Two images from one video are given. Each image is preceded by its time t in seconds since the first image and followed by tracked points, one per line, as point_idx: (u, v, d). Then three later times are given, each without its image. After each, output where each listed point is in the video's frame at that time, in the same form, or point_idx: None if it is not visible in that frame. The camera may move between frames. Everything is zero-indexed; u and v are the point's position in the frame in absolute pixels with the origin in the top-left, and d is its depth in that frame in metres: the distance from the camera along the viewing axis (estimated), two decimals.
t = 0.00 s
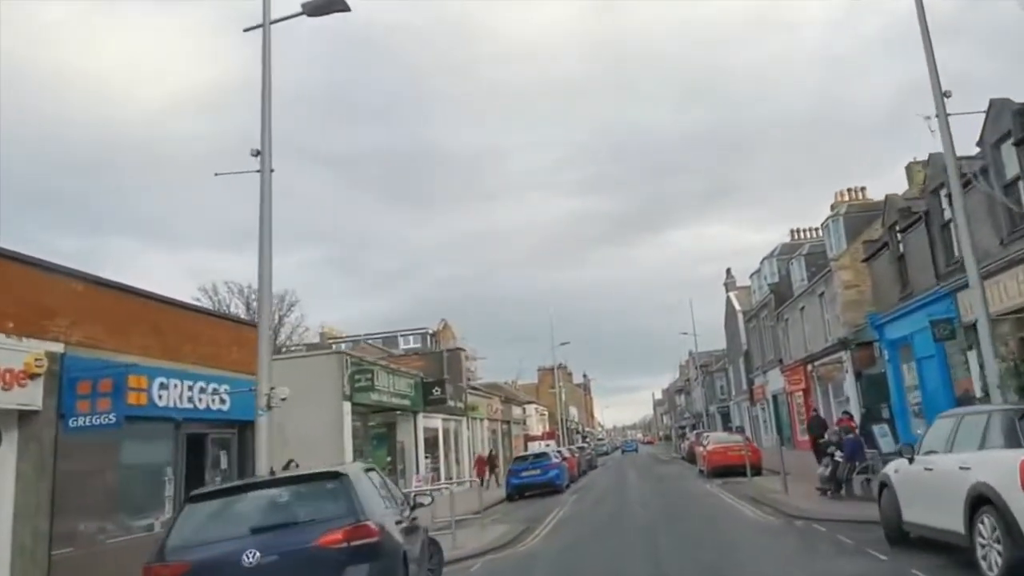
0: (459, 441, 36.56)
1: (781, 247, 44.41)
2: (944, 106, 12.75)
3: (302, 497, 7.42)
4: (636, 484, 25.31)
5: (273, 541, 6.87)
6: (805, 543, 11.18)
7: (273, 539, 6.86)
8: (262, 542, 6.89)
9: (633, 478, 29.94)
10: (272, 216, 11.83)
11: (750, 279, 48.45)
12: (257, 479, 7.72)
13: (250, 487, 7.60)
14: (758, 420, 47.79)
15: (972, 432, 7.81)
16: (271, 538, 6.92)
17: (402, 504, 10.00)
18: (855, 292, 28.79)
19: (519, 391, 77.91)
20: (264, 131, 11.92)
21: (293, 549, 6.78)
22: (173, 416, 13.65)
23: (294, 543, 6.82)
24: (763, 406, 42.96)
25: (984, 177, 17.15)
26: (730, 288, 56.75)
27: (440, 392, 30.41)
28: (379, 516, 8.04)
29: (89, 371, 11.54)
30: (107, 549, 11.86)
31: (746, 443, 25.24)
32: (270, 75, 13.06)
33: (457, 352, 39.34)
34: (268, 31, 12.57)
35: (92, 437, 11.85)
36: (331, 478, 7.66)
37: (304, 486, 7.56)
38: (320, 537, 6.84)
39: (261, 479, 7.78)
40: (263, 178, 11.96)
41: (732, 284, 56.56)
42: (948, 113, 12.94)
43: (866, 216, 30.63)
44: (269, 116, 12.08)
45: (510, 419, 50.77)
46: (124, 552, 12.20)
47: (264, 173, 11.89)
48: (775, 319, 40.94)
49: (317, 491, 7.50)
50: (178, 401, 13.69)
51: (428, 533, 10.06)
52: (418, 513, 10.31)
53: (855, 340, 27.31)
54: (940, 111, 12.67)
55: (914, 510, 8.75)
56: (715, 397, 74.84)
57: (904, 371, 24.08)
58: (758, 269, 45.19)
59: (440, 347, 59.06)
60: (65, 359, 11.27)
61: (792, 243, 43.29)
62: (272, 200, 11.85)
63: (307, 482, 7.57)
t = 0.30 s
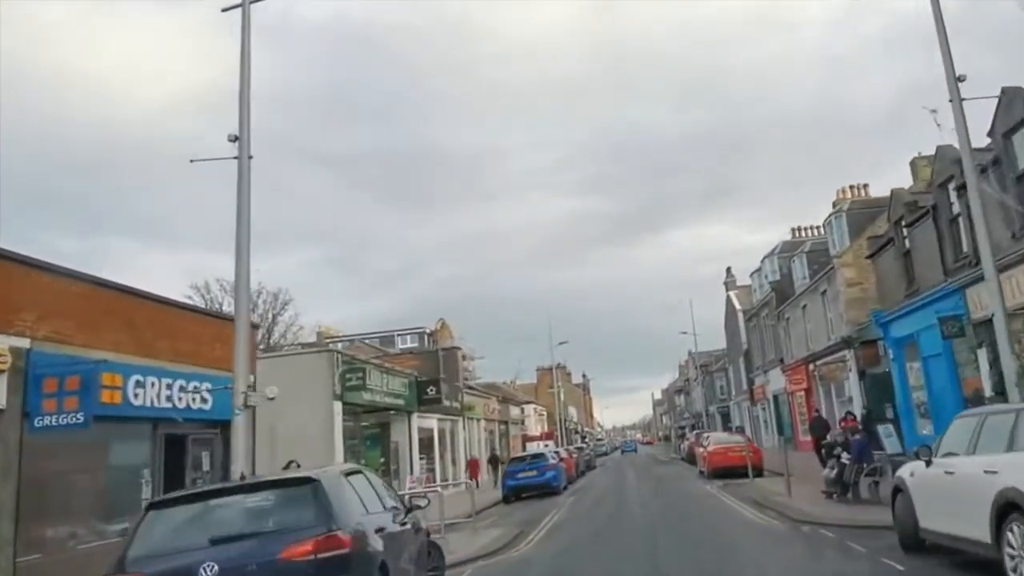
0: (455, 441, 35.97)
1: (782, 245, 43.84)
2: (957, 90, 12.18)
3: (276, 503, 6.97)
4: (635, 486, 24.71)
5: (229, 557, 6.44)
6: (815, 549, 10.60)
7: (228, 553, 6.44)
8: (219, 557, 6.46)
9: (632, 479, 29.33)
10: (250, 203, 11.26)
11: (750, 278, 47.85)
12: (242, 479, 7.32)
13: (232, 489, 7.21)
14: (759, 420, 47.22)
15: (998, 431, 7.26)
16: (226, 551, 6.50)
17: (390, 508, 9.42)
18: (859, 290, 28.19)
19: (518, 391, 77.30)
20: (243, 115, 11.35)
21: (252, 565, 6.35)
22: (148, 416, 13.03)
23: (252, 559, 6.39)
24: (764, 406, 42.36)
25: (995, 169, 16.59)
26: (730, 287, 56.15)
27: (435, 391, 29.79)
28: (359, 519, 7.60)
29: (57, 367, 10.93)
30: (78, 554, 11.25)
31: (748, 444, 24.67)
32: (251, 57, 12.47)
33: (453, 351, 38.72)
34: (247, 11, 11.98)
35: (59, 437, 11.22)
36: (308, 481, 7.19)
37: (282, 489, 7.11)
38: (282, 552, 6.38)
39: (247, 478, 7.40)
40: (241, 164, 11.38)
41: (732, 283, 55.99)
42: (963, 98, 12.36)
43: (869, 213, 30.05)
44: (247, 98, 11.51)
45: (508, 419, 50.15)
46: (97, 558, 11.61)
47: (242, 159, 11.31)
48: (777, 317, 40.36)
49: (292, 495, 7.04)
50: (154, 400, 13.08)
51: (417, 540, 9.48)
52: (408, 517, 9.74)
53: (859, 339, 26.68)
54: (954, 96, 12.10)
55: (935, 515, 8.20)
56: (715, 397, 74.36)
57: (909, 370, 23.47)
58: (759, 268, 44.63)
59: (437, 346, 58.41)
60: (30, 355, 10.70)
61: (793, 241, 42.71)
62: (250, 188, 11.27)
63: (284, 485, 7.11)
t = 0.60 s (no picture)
0: (451, 441, 35.38)
1: (783, 243, 43.26)
2: (972, 74, 11.61)
3: (247, 506, 6.47)
4: (633, 488, 24.14)
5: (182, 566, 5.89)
6: (822, 557, 10.02)
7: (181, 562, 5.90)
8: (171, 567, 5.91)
9: (630, 481, 28.71)
10: (227, 190, 10.68)
11: (751, 277, 47.26)
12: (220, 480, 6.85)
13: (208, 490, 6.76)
14: (759, 421, 46.63)
15: None
16: (180, 560, 5.95)
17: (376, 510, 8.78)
18: (862, 288, 27.61)
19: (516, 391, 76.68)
20: (219, 97, 10.77)
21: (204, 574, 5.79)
22: (117, 414, 12.38)
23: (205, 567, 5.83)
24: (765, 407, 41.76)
25: (1007, 160, 16.03)
26: (730, 286, 55.56)
27: (429, 390, 29.19)
28: (339, 526, 7.04)
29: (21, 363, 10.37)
30: (43, 558, 10.66)
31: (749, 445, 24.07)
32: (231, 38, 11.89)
33: (449, 349, 38.12)
34: None
35: (23, 435, 10.62)
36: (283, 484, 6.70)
37: (257, 490, 6.63)
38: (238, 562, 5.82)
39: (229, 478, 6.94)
40: (218, 149, 10.81)
41: (732, 283, 55.40)
42: (978, 82, 11.78)
43: (872, 210, 29.48)
44: (224, 80, 10.93)
45: (505, 419, 49.54)
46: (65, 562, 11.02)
47: (219, 143, 10.73)
48: (777, 317, 39.79)
49: (265, 498, 6.54)
50: (125, 396, 12.44)
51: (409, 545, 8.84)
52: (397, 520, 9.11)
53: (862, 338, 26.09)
54: (969, 80, 11.52)
55: (957, 522, 7.62)
56: (714, 398, 73.73)
57: (913, 370, 22.88)
58: (760, 267, 44.04)
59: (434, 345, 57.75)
60: None
61: (794, 240, 42.13)
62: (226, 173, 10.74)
63: (261, 486, 6.63)
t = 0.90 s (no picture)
0: (446, 440, 34.80)
1: (784, 241, 42.69)
2: (988, 55, 11.04)
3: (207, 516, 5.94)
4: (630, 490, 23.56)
5: None
6: (830, 564, 9.43)
7: None
8: None
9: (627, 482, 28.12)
10: (200, 174, 10.08)
11: (751, 275, 46.68)
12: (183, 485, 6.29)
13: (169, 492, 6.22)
14: (759, 422, 46.03)
15: None
16: None
17: (360, 513, 8.14)
18: (865, 286, 27.02)
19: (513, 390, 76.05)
20: (193, 77, 10.18)
21: None
22: (88, 411, 11.79)
23: None
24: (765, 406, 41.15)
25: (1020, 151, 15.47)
26: (730, 285, 55.06)
27: (423, 388, 28.61)
28: (310, 531, 6.52)
29: None
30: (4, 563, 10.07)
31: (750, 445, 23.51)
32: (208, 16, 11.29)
33: (444, 347, 37.54)
34: None
35: None
36: (248, 487, 6.21)
37: (222, 494, 6.13)
38: None
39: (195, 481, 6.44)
40: (192, 131, 10.21)
41: (732, 282, 54.81)
42: (994, 65, 11.19)
43: (876, 206, 28.93)
44: (199, 59, 10.35)
45: (502, 418, 48.94)
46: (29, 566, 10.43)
47: (192, 125, 10.13)
48: (778, 315, 39.21)
49: (226, 507, 6.00)
50: (95, 393, 11.83)
51: (397, 551, 8.22)
52: (385, 522, 8.46)
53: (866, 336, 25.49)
54: (984, 62, 10.95)
55: (978, 530, 7.03)
56: (713, 398, 73.12)
57: (919, 370, 22.28)
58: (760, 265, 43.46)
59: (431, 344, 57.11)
60: None
61: (795, 238, 41.55)
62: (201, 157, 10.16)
63: (226, 489, 6.13)
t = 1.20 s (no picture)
0: (440, 441, 34.19)
1: (783, 239, 42.09)
2: (1004, 33, 10.44)
3: (156, 526, 5.37)
4: (627, 492, 22.95)
5: None
6: (839, 572, 8.82)
7: None
8: None
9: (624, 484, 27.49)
10: (166, 158, 9.46)
11: (750, 274, 46.09)
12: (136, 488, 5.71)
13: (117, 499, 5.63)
14: (758, 422, 45.45)
15: None
16: None
17: (339, 518, 7.37)
18: (868, 282, 26.41)
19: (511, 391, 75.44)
20: (160, 55, 9.57)
21: None
22: (54, 411, 11.21)
23: None
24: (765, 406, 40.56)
25: None
26: (728, 284, 54.48)
27: (415, 388, 27.98)
28: (278, 539, 5.91)
29: None
30: None
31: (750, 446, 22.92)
32: None
33: (438, 346, 36.93)
34: None
35: None
36: (202, 492, 5.60)
37: (172, 501, 5.55)
38: None
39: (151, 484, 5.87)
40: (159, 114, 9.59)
41: (731, 281, 54.28)
42: (1010, 43, 10.59)
43: (878, 202, 28.27)
44: (166, 36, 9.74)
45: (498, 418, 48.34)
46: None
47: (158, 107, 9.51)
48: (778, 314, 38.63)
49: (176, 515, 5.43)
50: (64, 391, 11.28)
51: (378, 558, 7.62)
52: (366, 529, 7.62)
53: (870, 334, 24.86)
54: (999, 40, 10.35)
55: (1004, 538, 6.39)
56: (711, 398, 72.58)
57: (923, 369, 21.64)
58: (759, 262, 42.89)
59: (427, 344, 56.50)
60: None
61: (795, 236, 40.98)
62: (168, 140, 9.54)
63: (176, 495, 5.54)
